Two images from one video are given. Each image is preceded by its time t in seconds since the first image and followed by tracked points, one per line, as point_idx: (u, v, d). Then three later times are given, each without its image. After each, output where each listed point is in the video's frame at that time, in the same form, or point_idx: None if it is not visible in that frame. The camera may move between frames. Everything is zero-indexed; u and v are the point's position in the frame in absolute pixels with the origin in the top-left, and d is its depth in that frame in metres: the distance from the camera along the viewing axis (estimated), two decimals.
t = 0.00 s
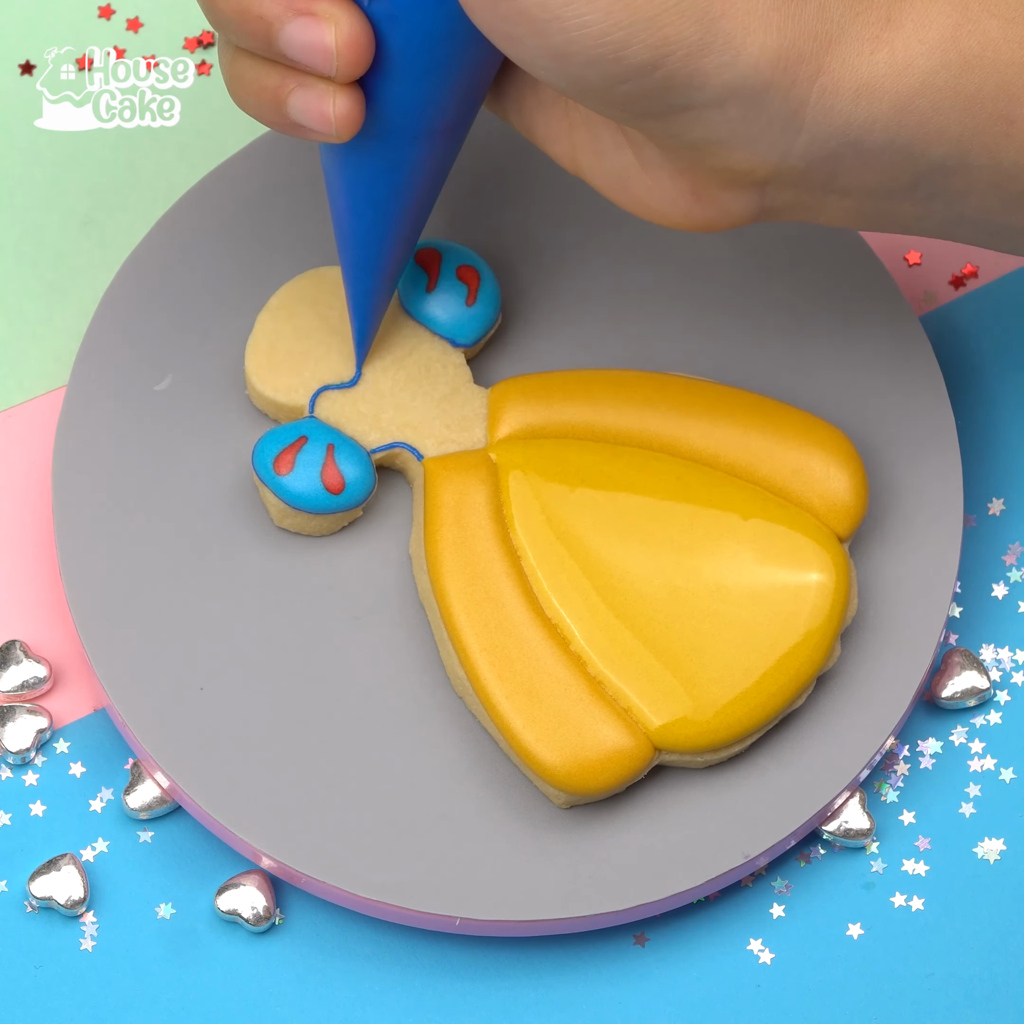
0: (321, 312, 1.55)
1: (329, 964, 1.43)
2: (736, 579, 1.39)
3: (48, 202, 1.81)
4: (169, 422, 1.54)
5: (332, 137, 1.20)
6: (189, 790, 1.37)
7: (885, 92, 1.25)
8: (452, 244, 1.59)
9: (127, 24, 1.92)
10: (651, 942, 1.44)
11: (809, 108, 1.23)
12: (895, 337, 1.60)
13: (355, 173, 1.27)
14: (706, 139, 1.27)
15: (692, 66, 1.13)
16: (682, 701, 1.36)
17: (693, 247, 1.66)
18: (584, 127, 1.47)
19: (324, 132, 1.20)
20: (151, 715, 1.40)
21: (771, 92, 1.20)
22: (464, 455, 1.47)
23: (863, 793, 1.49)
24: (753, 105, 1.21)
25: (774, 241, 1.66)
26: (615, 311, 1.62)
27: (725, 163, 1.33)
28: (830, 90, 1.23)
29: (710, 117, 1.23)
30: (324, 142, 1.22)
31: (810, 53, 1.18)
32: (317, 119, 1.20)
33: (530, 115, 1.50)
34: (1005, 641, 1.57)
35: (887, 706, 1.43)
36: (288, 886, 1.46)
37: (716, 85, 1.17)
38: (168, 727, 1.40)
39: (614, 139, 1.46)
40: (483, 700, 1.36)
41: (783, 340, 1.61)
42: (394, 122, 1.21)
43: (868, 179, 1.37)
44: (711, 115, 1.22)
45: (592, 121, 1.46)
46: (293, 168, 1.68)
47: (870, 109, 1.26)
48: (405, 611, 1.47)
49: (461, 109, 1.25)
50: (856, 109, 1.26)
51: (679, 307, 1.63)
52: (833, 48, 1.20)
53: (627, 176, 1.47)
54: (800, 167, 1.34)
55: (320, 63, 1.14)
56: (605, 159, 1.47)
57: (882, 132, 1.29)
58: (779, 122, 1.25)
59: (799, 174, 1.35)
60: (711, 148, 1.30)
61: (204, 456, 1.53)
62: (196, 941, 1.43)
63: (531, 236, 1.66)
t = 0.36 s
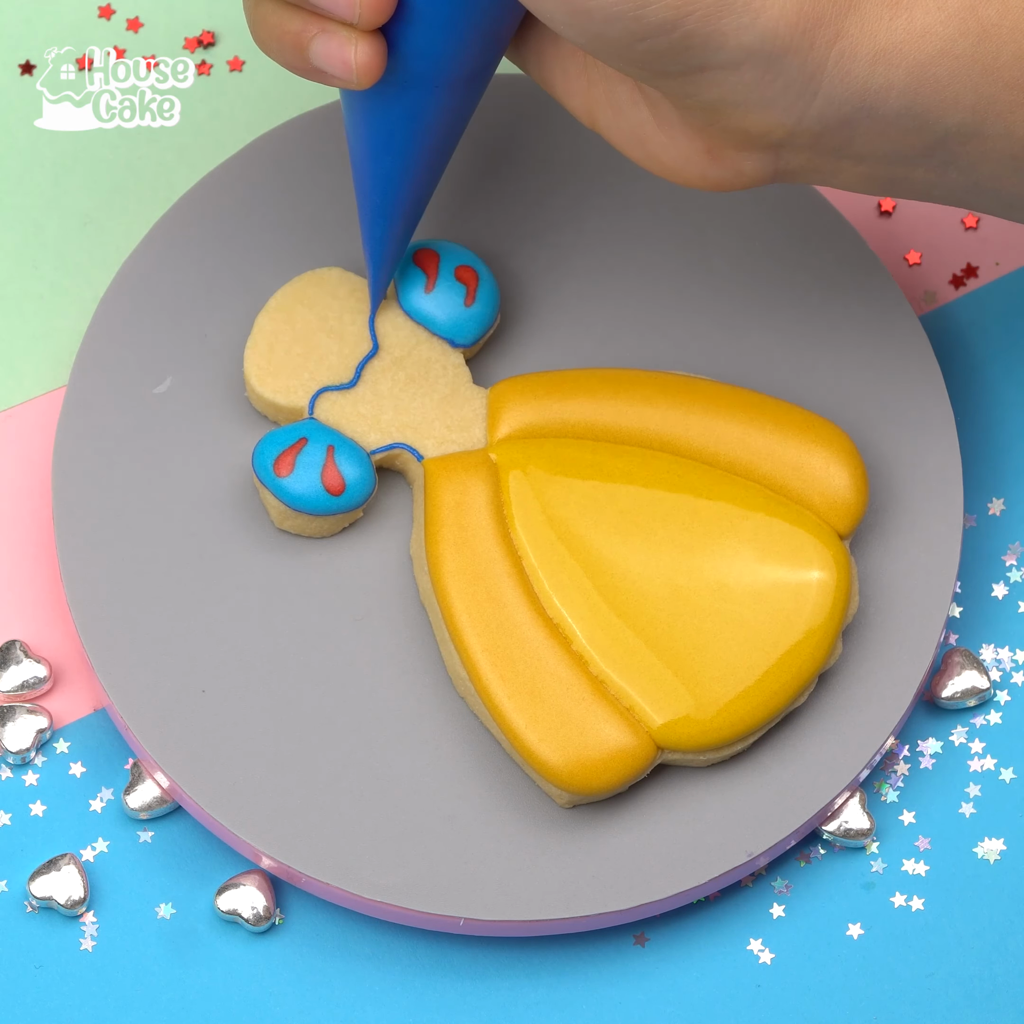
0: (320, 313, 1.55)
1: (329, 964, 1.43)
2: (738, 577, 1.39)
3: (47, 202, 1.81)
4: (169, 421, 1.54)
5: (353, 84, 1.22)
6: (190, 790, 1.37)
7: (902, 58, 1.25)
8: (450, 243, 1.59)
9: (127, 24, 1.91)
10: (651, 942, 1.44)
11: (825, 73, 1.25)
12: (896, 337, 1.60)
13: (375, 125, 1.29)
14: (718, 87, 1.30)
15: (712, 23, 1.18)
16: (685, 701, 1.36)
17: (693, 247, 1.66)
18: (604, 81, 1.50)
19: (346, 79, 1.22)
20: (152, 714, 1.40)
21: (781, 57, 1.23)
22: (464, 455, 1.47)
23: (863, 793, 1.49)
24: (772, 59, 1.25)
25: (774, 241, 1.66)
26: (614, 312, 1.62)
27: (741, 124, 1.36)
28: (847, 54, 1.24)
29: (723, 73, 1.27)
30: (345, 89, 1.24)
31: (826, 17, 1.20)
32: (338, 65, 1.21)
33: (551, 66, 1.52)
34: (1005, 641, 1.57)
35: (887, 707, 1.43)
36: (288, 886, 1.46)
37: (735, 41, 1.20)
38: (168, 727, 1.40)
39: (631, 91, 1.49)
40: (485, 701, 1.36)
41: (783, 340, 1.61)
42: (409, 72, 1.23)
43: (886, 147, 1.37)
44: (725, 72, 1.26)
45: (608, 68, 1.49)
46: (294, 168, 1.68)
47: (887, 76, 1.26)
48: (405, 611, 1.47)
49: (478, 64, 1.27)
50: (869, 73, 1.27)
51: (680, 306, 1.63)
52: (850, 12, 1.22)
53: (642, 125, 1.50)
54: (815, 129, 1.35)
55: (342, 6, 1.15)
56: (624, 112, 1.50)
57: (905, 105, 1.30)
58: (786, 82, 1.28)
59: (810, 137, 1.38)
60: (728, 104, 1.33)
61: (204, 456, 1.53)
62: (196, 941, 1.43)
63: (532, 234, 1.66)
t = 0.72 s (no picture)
0: (321, 313, 1.55)
1: (329, 965, 1.43)
2: (738, 577, 1.39)
3: (48, 202, 1.81)
4: (169, 422, 1.54)
5: (519, 146, 1.19)
6: (189, 790, 1.37)
7: None
8: (450, 243, 1.59)
9: (127, 24, 1.92)
10: (651, 942, 1.44)
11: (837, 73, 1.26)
12: (895, 337, 1.60)
13: (522, 170, 1.28)
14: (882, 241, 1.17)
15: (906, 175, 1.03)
16: (685, 700, 1.36)
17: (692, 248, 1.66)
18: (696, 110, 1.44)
19: (516, 142, 1.19)
20: (151, 714, 1.40)
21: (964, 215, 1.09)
22: (465, 455, 1.47)
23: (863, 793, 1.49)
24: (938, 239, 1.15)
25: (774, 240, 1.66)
26: (614, 311, 1.62)
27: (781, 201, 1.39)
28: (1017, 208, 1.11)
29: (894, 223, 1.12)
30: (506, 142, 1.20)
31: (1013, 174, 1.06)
32: (509, 124, 1.18)
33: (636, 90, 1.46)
34: (1005, 641, 1.57)
35: (887, 706, 1.43)
36: (288, 886, 1.46)
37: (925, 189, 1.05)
38: (168, 727, 1.40)
39: (723, 122, 1.44)
40: (485, 701, 1.36)
41: (782, 341, 1.61)
42: (579, 132, 1.21)
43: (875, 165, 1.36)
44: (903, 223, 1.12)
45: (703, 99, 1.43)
46: (294, 169, 1.68)
47: None
48: (405, 611, 1.47)
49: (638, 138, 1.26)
50: None
51: (679, 307, 1.63)
52: None
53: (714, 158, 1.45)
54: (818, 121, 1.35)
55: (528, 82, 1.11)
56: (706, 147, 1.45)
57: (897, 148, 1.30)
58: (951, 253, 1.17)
59: (949, 290, 1.28)
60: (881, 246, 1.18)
61: (204, 456, 1.53)
62: (196, 941, 1.43)
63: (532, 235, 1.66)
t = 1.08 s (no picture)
0: (321, 313, 1.55)
1: (329, 965, 1.43)
2: (738, 577, 1.39)
3: (48, 202, 1.81)
4: (170, 422, 1.54)
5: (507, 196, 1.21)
6: (189, 790, 1.37)
7: None
8: (449, 243, 1.59)
9: (127, 24, 1.92)
10: (651, 942, 1.44)
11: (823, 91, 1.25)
12: (895, 337, 1.60)
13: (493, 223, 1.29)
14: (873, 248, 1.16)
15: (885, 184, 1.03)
16: (685, 700, 1.36)
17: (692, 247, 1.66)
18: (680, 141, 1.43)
19: (500, 192, 1.21)
20: (151, 714, 1.40)
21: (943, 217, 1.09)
22: (465, 455, 1.47)
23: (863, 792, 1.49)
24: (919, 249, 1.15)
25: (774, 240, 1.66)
26: (614, 311, 1.62)
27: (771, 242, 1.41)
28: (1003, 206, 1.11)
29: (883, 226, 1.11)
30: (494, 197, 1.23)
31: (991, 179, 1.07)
32: (494, 177, 1.21)
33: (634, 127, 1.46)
34: (1005, 641, 1.57)
35: (887, 706, 1.43)
36: (288, 886, 1.46)
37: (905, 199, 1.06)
38: (168, 727, 1.40)
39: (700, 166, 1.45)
40: (485, 701, 1.36)
41: (782, 341, 1.61)
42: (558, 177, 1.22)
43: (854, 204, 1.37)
44: (885, 223, 1.10)
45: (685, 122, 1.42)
46: (294, 169, 1.68)
47: None
48: (405, 612, 1.47)
49: (626, 174, 1.27)
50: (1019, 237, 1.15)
51: (679, 307, 1.63)
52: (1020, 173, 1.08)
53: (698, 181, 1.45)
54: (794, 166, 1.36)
55: (509, 129, 1.14)
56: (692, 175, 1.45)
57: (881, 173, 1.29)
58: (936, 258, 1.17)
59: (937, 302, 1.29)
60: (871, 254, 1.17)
61: (204, 456, 1.53)
62: (196, 941, 1.43)
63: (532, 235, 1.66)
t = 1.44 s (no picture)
0: (320, 313, 1.55)
1: (329, 965, 1.43)
2: (737, 577, 1.39)
3: (47, 202, 1.81)
4: (169, 422, 1.54)
5: (344, 165, 1.24)
6: (190, 790, 1.37)
7: (964, 182, 1.14)
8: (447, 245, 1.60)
9: (127, 24, 1.92)
10: (651, 942, 1.44)
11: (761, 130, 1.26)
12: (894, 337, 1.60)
13: (363, 214, 1.27)
14: (783, 225, 1.20)
15: (766, 132, 1.09)
16: (685, 700, 1.35)
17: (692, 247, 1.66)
18: (584, 184, 1.48)
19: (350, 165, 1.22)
20: (151, 714, 1.40)
21: (842, 176, 1.13)
22: (465, 455, 1.47)
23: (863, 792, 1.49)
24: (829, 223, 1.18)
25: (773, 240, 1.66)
26: (614, 311, 1.62)
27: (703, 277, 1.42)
28: (905, 170, 1.13)
29: (784, 196, 1.16)
30: (334, 171, 1.25)
31: (886, 132, 1.10)
32: (333, 148, 1.24)
33: (546, 176, 1.50)
34: (1005, 641, 1.57)
35: (886, 706, 1.43)
36: (288, 886, 1.46)
37: (792, 154, 1.11)
38: (168, 727, 1.40)
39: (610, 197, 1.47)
40: (485, 700, 1.36)
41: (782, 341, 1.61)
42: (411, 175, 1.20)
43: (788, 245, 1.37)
44: (785, 193, 1.16)
45: (589, 166, 1.47)
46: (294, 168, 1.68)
47: (948, 195, 1.15)
48: (406, 611, 1.47)
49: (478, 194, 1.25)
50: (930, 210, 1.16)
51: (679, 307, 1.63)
52: (911, 130, 1.12)
53: (608, 220, 1.48)
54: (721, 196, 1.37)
55: (375, 111, 1.12)
56: (599, 217, 1.48)
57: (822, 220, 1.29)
58: (848, 237, 1.20)
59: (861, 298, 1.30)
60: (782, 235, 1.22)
61: (204, 456, 1.53)
62: (196, 941, 1.43)
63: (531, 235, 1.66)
